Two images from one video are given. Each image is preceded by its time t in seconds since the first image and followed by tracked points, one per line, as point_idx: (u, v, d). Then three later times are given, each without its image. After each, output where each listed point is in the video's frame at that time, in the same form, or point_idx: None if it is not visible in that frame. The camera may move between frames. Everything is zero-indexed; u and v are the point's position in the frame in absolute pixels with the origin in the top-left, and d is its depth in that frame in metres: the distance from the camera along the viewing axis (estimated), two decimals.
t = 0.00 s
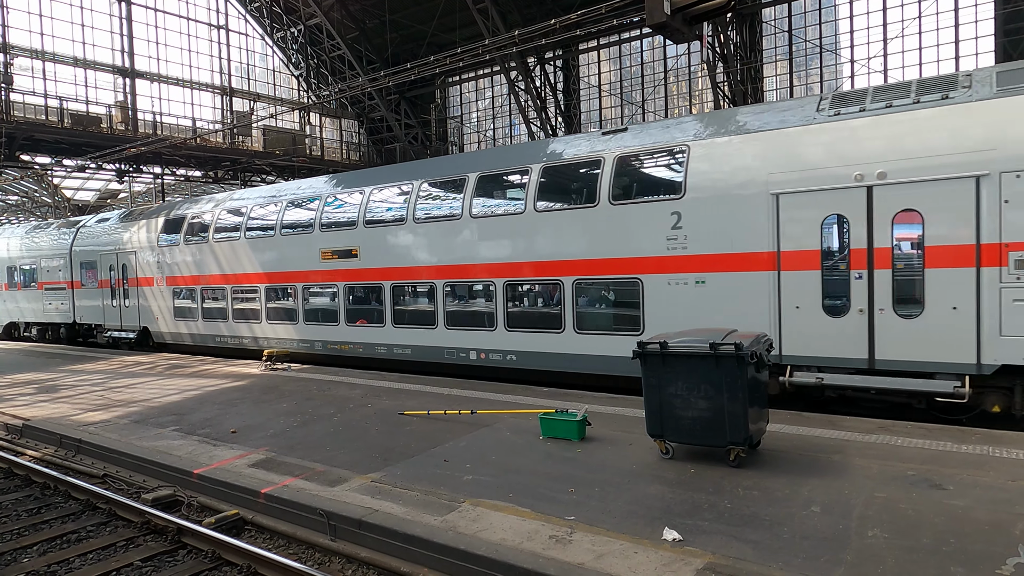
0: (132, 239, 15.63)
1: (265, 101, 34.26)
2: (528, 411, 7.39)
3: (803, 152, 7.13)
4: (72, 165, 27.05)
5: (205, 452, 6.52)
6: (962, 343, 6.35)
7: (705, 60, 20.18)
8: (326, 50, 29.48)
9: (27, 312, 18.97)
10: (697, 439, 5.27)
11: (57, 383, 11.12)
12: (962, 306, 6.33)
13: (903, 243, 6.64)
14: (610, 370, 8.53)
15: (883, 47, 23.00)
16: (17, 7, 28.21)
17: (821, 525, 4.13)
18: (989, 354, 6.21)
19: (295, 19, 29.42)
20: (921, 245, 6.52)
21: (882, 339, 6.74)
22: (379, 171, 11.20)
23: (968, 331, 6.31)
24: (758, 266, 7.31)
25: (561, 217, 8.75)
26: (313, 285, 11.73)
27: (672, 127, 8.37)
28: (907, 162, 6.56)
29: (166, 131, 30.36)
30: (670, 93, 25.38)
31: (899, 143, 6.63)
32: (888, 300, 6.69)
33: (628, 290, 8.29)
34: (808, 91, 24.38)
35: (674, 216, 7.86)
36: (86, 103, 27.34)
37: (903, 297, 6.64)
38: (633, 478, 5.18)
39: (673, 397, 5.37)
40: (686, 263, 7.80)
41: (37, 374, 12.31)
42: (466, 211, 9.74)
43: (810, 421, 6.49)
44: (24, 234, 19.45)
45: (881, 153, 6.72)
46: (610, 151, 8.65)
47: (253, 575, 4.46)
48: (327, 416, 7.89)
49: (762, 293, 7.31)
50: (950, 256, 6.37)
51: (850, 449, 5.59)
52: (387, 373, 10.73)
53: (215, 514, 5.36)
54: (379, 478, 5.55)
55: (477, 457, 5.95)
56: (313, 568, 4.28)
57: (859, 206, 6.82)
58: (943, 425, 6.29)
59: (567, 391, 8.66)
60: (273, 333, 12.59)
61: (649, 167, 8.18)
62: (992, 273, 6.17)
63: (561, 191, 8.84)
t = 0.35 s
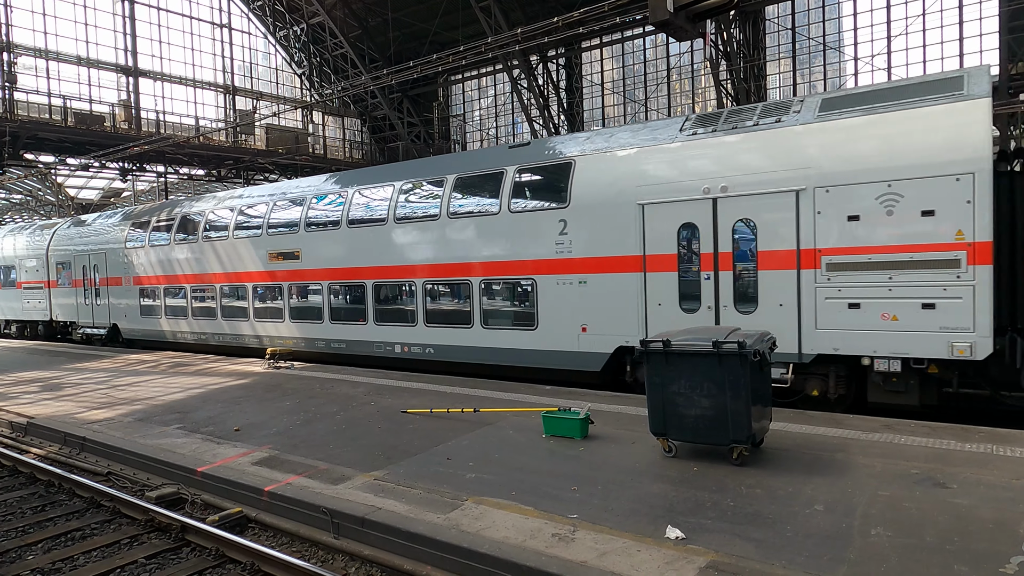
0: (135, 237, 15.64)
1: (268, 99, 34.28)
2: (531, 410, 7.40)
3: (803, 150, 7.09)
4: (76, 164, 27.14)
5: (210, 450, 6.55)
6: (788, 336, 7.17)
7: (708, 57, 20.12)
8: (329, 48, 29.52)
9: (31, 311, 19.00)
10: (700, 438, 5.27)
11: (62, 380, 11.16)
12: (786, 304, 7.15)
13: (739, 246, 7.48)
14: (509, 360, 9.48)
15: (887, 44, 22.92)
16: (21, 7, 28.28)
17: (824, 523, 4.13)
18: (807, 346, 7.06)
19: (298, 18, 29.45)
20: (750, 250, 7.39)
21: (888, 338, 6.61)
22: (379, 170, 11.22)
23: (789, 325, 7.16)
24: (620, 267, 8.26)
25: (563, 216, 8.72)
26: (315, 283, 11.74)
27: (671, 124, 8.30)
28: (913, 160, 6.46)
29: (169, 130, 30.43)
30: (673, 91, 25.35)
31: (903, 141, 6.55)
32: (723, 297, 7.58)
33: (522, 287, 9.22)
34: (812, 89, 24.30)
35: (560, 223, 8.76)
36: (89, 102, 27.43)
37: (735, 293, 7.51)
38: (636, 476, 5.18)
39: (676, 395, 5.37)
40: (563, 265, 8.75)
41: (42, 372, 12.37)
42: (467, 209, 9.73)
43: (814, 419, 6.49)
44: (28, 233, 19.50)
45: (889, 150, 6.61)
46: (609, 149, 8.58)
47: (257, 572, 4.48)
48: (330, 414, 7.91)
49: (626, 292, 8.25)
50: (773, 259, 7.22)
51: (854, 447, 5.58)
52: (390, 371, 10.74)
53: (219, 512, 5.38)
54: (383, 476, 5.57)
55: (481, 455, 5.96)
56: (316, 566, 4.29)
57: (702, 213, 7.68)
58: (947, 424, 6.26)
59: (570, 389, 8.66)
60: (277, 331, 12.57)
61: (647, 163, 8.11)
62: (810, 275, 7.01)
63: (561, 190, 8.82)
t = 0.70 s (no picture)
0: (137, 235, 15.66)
1: (270, 98, 34.31)
2: (533, 408, 7.40)
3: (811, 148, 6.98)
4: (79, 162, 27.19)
5: (212, 448, 6.56)
6: (653, 330, 8.07)
7: (710, 55, 20.06)
8: (332, 47, 29.56)
9: (34, 309, 19.04)
10: (702, 436, 5.27)
11: (65, 379, 11.20)
12: (650, 301, 8.04)
13: (613, 251, 8.38)
14: (433, 354, 10.36)
15: (890, 41, 22.86)
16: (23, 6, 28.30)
17: (827, 522, 4.13)
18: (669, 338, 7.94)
19: (300, 16, 29.48)
20: (618, 255, 8.33)
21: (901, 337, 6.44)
22: (378, 169, 11.24)
23: (654, 321, 8.04)
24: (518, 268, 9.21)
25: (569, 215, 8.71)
26: (317, 282, 11.74)
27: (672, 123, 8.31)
28: (926, 158, 6.27)
29: (172, 129, 30.48)
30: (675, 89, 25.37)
31: (916, 137, 6.35)
32: (598, 295, 8.51)
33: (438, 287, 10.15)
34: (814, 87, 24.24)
35: (468, 229, 9.70)
36: (92, 101, 27.47)
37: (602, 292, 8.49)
38: (638, 475, 5.18)
39: (678, 393, 5.37)
40: (473, 267, 9.68)
41: (45, 370, 12.41)
42: (469, 208, 9.68)
43: (817, 418, 6.47)
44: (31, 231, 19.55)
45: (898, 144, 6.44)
46: (611, 148, 8.53)
47: (260, 570, 4.49)
48: (332, 412, 7.92)
49: (524, 290, 9.18)
50: (635, 262, 8.16)
51: (856, 445, 5.57)
52: (392, 369, 10.74)
53: (221, 510, 5.39)
54: (385, 474, 5.57)
55: (483, 453, 5.96)
56: (319, 564, 4.30)
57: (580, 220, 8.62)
58: (950, 423, 6.25)
59: (572, 388, 8.65)
60: (277, 329, 12.56)
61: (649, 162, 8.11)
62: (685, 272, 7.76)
63: (562, 188, 8.79)
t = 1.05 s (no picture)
0: (138, 235, 15.71)
1: (272, 97, 34.35)
2: (535, 406, 7.40)
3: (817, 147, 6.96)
4: (82, 161, 27.23)
5: (215, 447, 6.58)
6: (545, 325, 9.06)
7: (712, 53, 20.03)
8: (333, 46, 29.60)
9: (36, 308, 19.07)
10: (704, 435, 5.27)
11: (68, 378, 11.22)
12: (545, 300, 9.02)
13: (514, 253, 9.31)
14: (365, 348, 11.30)
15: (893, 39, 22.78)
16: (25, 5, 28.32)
17: (829, 520, 4.13)
18: (559, 332, 8.92)
19: (302, 15, 29.52)
20: (516, 259, 9.29)
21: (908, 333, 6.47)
22: (378, 168, 11.26)
23: (548, 318, 9.02)
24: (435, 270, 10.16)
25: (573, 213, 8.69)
26: (319, 281, 11.74)
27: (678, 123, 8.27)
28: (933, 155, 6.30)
29: (174, 128, 30.52)
30: (677, 87, 25.37)
31: (922, 135, 6.39)
32: (500, 294, 9.45)
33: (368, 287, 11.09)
34: (816, 86, 24.20)
35: (393, 234, 10.63)
36: (94, 100, 27.52)
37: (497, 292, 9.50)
38: (640, 473, 5.18)
39: (680, 392, 5.36)
40: (398, 268, 10.62)
41: (48, 369, 12.44)
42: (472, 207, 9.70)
43: (818, 416, 6.47)
44: (34, 230, 19.59)
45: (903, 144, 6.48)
46: (614, 147, 8.55)
47: (262, 568, 4.50)
48: (334, 411, 7.93)
49: (441, 289, 10.13)
50: (529, 266, 9.14)
51: (858, 444, 5.57)
52: (394, 368, 10.75)
53: (224, 508, 5.41)
54: (387, 472, 5.58)
55: (485, 452, 5.96)
56: (321, 562, 4.31)
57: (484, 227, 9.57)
58: (952, 421, 6.24)
59: (574, 386, 8.65)
60: (279, 328, 12.57)
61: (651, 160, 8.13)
62: (566, 275, 8.81)
63: (565, 188, 8.79)
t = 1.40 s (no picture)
0: (139, 235, 15.73)
1: (274, 96, 34.36)
2: (537, 405, 7.40)
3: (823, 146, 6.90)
4: (83, 160, 27.26)
5: (217, 446, 6.59)
6: (460, 321, 9.99)
7: (714, 52, 20.00)
8: (335, 45, 29.64)
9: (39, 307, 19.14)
10: (705, 433, 5.27)
11: (70, 376, 11.24)
12: (460, 299, 9.95)
13: (434, 256, 10.23)
14: (308, 344, 12.18)
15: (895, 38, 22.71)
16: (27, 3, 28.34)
17: (830, 519, 4.12)
18: (472, 326, 9.84)
19: (303, 14, 29.51)
20: (436, 260, 10.20)
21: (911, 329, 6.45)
22: (380, 167, 11.32)
23: (462, 315, 9.96)
24: (365, 271, 11.08)
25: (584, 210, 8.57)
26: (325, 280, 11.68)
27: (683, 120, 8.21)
28: (938, 153, 6.27)
29: (175, 127, 30.54)
30: (679, 86, 25.34)
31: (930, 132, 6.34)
32: (423, 294, 10.38)
33: (308, 287, 12.00)
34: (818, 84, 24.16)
35: (332, 238, 11.51)
36: (96, 99, 27.56)
37: (416, 290, 10.47)
38: (641, 471, 5.19)
39: (681, 390, 5.36)
40: (336, 269, 11.53)
41: (50, 368, 12.47)
42: (478, 205, 9.64)
43: (820, 415, 6.48)
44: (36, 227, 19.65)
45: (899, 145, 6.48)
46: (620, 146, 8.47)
47: (263, 566, 4.51)
48: (336, 409, 7.94)
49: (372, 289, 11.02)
50: (446, 267, 10.04)
51: (860, 443, 5.57)
52: (395, 367, 10.75)
53: (226, 507, 5.42)
54: (389, 471, 5.59)
55: (487, 451, 5.97)
56: (322, 561, 4.32)
57: (406, 232, 10.50)
58: (953, 420, 6.24)
59: (575, 385, 8.65)
60: (281, 327, 12.53)
61: (654, 159, 8.06)
62: (477, 277, 9.72)
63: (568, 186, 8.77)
